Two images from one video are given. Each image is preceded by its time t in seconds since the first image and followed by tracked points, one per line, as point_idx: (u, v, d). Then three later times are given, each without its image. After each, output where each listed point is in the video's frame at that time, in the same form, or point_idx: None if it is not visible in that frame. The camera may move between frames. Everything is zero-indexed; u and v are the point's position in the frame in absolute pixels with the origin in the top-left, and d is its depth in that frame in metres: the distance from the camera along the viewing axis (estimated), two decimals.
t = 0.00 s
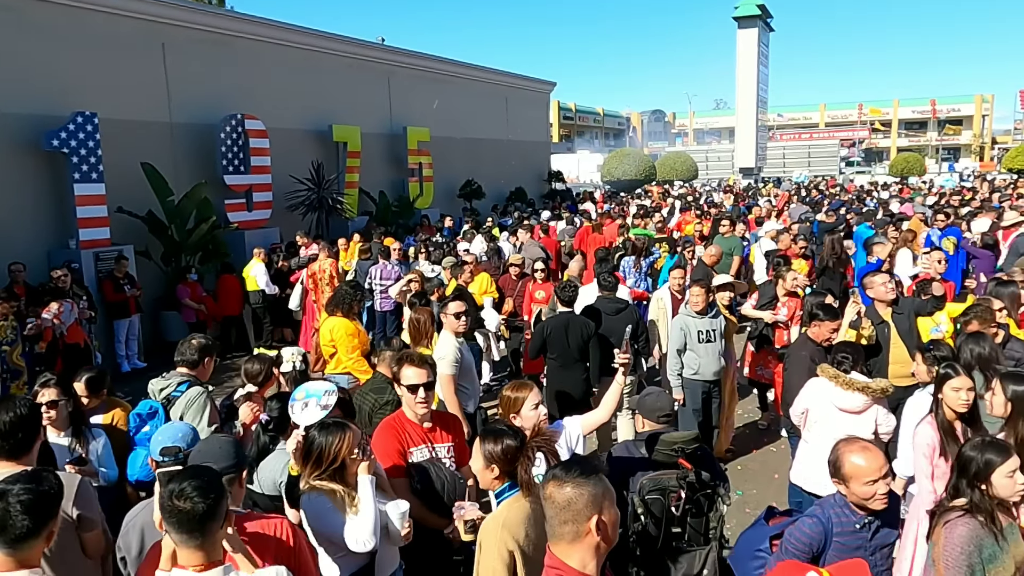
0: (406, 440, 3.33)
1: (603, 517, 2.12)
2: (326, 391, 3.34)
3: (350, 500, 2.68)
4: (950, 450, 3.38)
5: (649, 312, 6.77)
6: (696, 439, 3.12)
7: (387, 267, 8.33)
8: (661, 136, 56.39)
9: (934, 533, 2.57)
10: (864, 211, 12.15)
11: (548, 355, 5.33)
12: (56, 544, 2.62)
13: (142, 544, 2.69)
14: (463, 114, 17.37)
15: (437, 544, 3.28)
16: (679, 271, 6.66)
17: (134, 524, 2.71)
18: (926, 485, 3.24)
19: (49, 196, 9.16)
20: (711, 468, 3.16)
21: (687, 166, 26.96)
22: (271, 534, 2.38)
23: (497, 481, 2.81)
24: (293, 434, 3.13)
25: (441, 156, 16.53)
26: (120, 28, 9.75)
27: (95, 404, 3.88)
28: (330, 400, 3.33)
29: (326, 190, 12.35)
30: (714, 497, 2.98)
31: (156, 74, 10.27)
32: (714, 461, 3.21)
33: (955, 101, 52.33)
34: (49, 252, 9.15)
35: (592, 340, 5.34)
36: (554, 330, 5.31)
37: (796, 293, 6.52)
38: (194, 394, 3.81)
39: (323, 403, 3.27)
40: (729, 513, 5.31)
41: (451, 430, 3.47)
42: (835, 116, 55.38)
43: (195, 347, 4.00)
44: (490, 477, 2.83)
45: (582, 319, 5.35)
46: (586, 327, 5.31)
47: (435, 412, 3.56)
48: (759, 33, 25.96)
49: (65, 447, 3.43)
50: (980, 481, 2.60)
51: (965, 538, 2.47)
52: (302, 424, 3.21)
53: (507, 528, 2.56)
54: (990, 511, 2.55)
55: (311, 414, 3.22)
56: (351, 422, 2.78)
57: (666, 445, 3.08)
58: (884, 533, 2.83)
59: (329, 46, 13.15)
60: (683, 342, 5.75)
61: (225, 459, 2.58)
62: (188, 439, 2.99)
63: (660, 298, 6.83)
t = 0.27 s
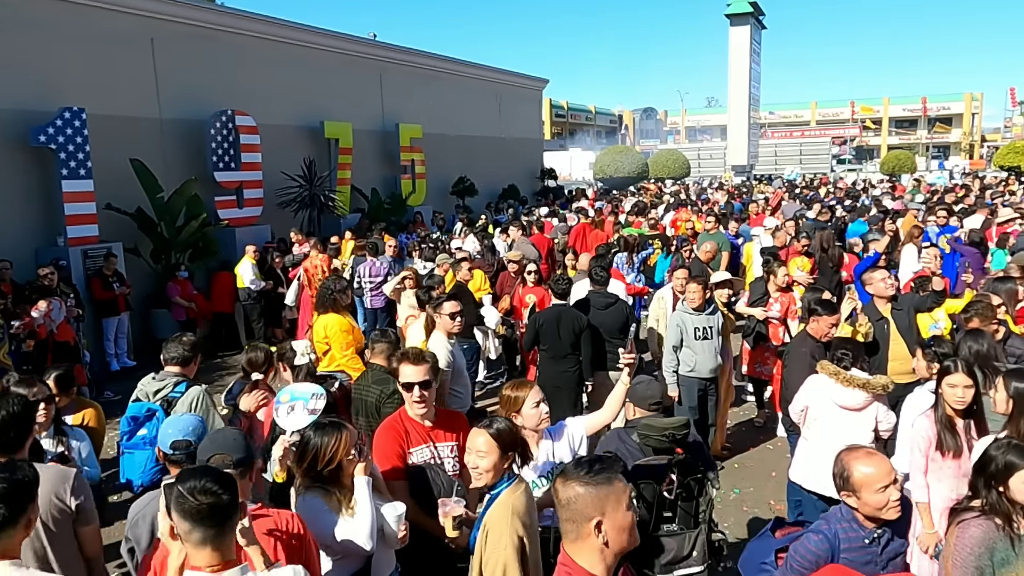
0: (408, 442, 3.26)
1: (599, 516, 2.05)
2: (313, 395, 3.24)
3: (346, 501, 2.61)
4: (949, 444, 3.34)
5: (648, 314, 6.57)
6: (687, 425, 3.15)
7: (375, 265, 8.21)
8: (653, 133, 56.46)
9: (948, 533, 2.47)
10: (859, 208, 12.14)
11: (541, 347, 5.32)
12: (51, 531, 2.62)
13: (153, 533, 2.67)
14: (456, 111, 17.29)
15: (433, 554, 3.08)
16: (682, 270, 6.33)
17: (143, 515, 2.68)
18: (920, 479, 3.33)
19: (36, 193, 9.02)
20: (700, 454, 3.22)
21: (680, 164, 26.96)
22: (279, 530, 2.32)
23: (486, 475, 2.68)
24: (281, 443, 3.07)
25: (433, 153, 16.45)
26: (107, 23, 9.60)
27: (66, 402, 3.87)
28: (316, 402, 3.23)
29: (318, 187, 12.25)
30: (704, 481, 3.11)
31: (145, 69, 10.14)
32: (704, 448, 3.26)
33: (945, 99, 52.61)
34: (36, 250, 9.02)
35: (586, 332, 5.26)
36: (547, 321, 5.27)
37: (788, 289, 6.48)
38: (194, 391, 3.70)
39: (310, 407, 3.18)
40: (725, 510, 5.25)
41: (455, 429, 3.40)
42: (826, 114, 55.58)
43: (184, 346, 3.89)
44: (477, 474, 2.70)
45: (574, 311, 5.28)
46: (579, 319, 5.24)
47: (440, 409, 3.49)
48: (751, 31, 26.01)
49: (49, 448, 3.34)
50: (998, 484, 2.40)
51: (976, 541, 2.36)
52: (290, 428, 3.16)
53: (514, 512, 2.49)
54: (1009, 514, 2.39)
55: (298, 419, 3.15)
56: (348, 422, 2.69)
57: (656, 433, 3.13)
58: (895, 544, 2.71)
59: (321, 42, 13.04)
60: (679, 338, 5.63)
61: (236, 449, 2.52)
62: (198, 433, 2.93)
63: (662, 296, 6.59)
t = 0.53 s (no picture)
0: (407, 442, 3.14)
1: (582, 520, 2.03)
2: (299, 395, 2.93)
3: (339, 505, 2.50)
4: (948, 439, 3.29)
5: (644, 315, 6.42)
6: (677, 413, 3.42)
7: (364, 262, 8.11)
8: (644, 133, 56.53)
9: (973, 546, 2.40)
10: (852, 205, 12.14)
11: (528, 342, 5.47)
12: (59, 517, 2.68)
13: (146, 528, 2.61)
14: (447, 108, 17.21)
15: (435, 551, 3.06)
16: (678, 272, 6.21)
17: (137, 508, 2.62)
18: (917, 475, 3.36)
19: (22, 190, 8.88)
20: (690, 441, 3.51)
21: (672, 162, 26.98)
22: (271, 530, 2.25)
23: (487, 470, 2.56)
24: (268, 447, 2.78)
25: (425, 151, 16.36)
26: (94, 18, 9.46)
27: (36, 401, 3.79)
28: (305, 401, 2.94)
29: (308, 184, 12.13)
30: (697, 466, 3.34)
31: (133, 65, 10.01)
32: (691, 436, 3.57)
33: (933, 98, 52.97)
34: (22, 248, 8.88)
35: (570, 328, 5.40)
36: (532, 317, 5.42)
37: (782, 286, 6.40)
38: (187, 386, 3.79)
39: (297, 407, 2.88)
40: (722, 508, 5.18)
41: (460, 428, 3.24)
42: (816, 113, 55.80)
43: (165, 342, 3.89)
44: (477, 468, 2.59)
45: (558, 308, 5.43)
46: (563, 315, 5.39)
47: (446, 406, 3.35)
48: (742, 29, 26.05)
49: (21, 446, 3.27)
50: None
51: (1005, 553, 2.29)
52: (276, 433, 2.82)
53: (521, 506, 2.45)
54: None
55: (284, 421, 2.83)
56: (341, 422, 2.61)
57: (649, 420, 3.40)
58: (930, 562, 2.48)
59: (311, 38, 12.93)
60: (676, 336, 5.57)
61: (220, 446, 2.47)
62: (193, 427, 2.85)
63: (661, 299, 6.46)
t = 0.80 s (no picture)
0: (396, 443, 2.99)
1: (573, 518, 1.94)
2: (269, 390, 2.86)
3: (322, 505, 2.36)
4: (941, 435, 3.22)
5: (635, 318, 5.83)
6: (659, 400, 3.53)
7: (349, 260, 7.99)
8: (631, 132, 56.82)
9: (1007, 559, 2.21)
10: (840, 202, 12.14)
11: (512, 334, 5.51)
12: (59, 504, 2.75)
13: (112, 519, 2.59)
14: (434, 106, 17.10)
15: (422, 554, 2.88)
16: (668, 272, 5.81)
17: (103, 498, 2.61)
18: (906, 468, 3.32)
19: None
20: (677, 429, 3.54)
21: (659, 161, 27.07)
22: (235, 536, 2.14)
23: (477, 463, 2.48)
24: (238, 444, 2.72)
25: (411, 149, 16.24)
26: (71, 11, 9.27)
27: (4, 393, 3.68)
28: (275, 396, 2.85)
29: (293, 181, 11.98)
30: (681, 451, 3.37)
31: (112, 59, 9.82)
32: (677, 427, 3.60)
33: (918, 98, 53.46)
34: None
35: (549, 319, 5.42)
36: (512, 310, 5.48)
37: (771, 281, 6.39)
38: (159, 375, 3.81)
39: (268, 401, 2.80)
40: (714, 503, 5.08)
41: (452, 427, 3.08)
42: (801, 113, 56.13)
43: (133, 332, 3.84)
44: (466, 461, 2.49)
45: (537, 300, 5.45)
46: (543, 306, 5.42)
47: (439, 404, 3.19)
48: (729, 29, 26.13)
49: None
50: None
51: None
52: (246, 429, 2.73)
53: (511, 498, 2.37)
54: None
55: (256, 416, 2.75)
56: (323, 420, 2.50)
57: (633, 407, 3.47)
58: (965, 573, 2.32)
59: (295, 34, 12.78)
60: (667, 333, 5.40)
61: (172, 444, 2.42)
62: (165, 419, 2.83)
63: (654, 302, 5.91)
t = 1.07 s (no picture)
0: (364, 446, 2.76)
1: (548, 521, 1.83)
2: (220, 395, 2.60)
3: (284, 509, 2.24)
4: (919, 427, 2.95)
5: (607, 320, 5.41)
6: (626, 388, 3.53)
7: (322, 258, 7.80)
8: (607, 132, 57.09)
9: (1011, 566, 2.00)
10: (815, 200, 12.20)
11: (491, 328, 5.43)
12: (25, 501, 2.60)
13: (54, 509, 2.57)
14: (408, 104, 16.94)
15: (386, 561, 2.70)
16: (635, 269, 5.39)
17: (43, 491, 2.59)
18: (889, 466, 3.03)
19: None
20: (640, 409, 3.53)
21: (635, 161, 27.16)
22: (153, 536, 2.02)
23: (445, 460, 2.36)
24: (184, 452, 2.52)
25: (386, 146, 16.08)
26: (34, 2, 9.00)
27: None
28: (227, 402, 2.58)
29: (265, 179, 11.77)
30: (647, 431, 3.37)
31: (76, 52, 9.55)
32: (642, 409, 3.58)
33: (888, 100, 54.29)
34: None
35: (526, 313, 5.35)
36: (491, 304, 5.41)
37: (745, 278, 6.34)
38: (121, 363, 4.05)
39: (218, 408, 2.54)
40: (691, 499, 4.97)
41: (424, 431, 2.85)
42: (775, 114, 56.73)
43: (87, 327, 3.98)
44: (434, 458, 2.37)
45: (515, 295, 5.38)
46: (520, 301, 5.35)
47: (413, 404, 2.96)
48: (703, 29, 26.29)
49: None
50: None
51: None
52: (191, 437, 2.49)
53: (480, 495, 2.31)
54: None
55: (202, 424, 2.49)
56: (285, 419, 2.39)
57: (600, 396, 3.48)
58: None
59: (267, 30, 12.56)
60: (644, 330, 5.16)
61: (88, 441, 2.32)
62: (101, 415, 2.75)
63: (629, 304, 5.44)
